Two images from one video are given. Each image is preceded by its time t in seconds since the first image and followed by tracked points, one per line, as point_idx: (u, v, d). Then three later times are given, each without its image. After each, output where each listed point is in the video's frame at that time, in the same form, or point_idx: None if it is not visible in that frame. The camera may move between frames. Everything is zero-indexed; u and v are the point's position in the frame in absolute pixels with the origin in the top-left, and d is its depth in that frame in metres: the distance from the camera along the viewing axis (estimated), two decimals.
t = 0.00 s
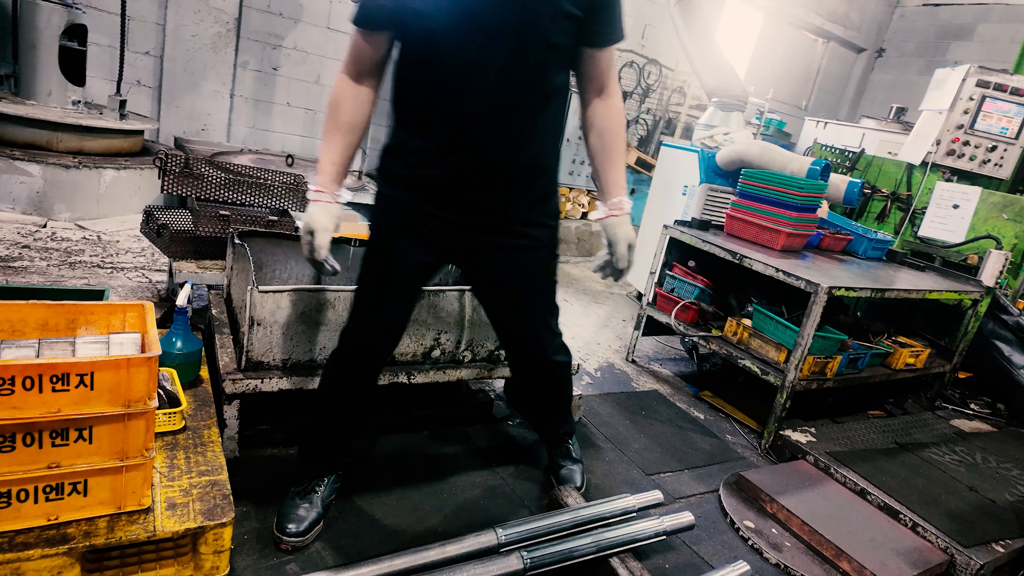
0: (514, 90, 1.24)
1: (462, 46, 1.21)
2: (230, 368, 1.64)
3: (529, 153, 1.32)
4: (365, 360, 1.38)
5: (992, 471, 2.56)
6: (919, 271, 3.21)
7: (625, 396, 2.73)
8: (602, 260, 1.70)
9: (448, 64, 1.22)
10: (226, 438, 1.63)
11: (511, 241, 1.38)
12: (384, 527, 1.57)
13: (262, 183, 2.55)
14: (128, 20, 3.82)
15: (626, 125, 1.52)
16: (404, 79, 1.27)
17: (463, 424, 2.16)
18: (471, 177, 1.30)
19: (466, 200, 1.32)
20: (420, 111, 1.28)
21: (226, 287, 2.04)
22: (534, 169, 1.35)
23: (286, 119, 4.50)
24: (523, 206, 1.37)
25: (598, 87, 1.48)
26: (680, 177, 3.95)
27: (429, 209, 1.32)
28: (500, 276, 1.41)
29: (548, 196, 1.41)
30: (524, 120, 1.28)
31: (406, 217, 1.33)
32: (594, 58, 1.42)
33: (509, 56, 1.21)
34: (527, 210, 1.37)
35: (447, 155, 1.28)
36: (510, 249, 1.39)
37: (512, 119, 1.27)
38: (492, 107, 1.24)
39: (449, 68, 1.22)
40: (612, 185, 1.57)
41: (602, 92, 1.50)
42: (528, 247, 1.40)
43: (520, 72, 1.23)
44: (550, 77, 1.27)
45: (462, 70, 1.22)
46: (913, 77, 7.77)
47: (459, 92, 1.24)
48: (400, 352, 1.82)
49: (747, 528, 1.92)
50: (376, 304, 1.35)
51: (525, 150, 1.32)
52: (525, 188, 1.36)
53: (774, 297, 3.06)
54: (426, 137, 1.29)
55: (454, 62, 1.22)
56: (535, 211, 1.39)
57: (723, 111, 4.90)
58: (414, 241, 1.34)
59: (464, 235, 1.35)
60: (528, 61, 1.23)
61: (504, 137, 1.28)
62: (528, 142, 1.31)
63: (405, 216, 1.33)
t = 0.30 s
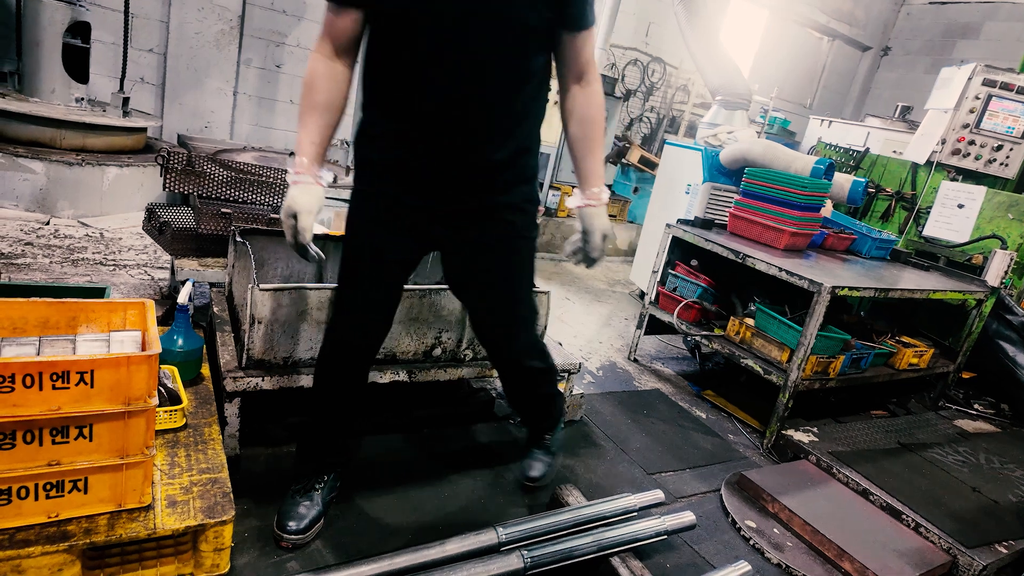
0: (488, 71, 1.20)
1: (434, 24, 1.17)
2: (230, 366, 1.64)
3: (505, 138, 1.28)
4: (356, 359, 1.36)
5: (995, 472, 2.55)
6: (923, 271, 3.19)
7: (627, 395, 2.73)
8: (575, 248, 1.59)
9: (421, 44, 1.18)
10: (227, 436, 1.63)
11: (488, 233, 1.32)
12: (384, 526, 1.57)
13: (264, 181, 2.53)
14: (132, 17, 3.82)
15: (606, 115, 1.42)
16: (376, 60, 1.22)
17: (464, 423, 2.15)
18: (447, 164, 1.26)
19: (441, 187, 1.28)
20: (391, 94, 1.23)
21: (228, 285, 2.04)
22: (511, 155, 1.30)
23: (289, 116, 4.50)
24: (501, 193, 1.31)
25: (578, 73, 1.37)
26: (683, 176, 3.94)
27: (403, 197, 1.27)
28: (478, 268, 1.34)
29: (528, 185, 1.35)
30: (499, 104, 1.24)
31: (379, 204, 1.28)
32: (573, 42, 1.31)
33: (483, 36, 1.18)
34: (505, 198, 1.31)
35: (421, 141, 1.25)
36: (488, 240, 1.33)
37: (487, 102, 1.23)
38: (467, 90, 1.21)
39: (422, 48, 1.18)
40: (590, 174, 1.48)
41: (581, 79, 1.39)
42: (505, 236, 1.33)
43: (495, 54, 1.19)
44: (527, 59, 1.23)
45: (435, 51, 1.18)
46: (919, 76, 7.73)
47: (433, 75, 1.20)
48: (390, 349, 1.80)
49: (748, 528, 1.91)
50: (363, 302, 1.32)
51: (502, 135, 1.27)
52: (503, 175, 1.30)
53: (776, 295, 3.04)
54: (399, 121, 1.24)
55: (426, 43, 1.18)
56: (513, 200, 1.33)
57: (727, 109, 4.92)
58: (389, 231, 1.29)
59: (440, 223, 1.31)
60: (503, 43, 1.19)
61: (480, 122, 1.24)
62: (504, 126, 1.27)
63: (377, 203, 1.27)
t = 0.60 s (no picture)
0: (482, 62, 1.16)
1: (426, 13, 1.12)
2: (232, 365, 1.65)
3: (499, 129, 1.24)
4: (356, 359, 1.35)
5: (997, 471, 2.54)
6: (926, 270, 3.18)
7: (629, 393, 2.73)
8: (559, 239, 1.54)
9: (411, 34, 1.14)
10: (228, 435, 1.63)
11: (481, 228, 1.28)
12: (386, 526, 1.57)
13: (266, 179, 2.52)
14: (133, 15, 3.81)
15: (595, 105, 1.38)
16: (365, 50, 1.19)
17: (467, 422, 2.16)
18: (439, 156, 1.22)
19: (433, 181, 1.24)
20: (382, 85, 1.19)
21: (229, 283, 2.04)
22: (505, 147, 1.26)
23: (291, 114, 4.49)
24: (494, 187, 1.26)
25: (567, 62, 1.33)
26: (684, 174, 3.94)
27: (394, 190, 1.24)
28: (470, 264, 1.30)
29: (522, 178, 1.31)
30: (493, 95, 1.20)
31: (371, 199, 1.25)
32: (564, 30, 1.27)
33: (477, 26, 1.14)
34: (499, 191, 1.26)
35: (412, 134, 1.21)
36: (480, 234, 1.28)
37: (481, 94, 1.19)
38: (459, 81, 1.17)
39: (412, 38, 1.14)
40: (576, 163, 1.42)
41: (569, 68, 1.34)
42: (498, 230, 1.28)
43: (488, 44, 1.15)
44: (521, 48, 1.19)
45: (427, 41, 1.14)
46: (922, 73, 7.68)
47: (424, 65, 1.16)
48: (387, 348, 1.79)
49: (750, 527, 1.91)
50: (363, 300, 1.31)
51: (496, 127, 1.23)
52: (497, 168, 1.25)
53: (778, 294, 3.02)
54: (390, 114, 1.21)
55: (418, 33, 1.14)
56: (508, 194, 1.28)
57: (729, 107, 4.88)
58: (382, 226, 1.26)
59: (432, 217, 1.27)
60: (498, 33, 1.15)
61: (473, 113, 1.20)
62: (497, 117, 1.22)
63: (370, 199, 1.25)
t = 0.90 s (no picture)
0: (481, 58, 1.13)
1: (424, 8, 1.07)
2: (234, 365, 1.65)
3: (495, 125, 1.21)
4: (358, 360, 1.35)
5: (1001, 472, 2.54)
6: (930, 269, 3.17)
7: (631, 393, 2.72)
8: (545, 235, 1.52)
9: (406, 28, 1.09)
10: (230, 435, 1.63)
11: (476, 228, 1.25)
12: (388, 527, 1.57)
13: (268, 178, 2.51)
14: (135, 13, 3.80)
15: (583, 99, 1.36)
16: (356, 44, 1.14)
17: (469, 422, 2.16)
18: (435, 153, 1.19)
19: (431, 179, 1.21)
20: (374, 79, 1.15)
21: (231, 283, 2.04)
22: (500, 144, 1.23)
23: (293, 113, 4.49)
24: (489, 183, 1.23)
25: (557, 56, 1.31)
26: (687, 174, 3.93)
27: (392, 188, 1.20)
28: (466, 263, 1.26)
29: (517, 175, 1.29)
30: (490, 91, 1.17)
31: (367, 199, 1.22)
32: (556, 23, 1.24)
33: (477, 21, 1.09)
34: (496, 188, 1.24)
35: (408, 131, 1.18)
36: (472, 230, 1.25)
37: (479, 90, 1.16)
38: (457, 76, 1.13)
39: (408, 33, 1.10)
40: (564, 159, 1.40)
41: (559, 62, 1.33)
42: (496, 231, 1.26)
43: (486, 39, 1.11)
44: (518, 42, 1.16)
45: (424, 37, 1.09)
46: (925, 71, 7.61)
47: (420, 61, 1.11)
48: (381, 348, 1.78)
49: (752, 528, 1.90)
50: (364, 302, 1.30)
51: (492, 124, 1.20)
52: (493, 164, 1.23)
53: (780, 293, 3.01)
54: (384, 111, 1.17)
55: (414, 28, 1.09)
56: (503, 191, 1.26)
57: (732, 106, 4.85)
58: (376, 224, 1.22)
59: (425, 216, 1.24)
60: (497, 28, 1.11)
61: (470, 109, 1.17)
62: (494, 113, 1.19)
63: (367, 198, 1.21)
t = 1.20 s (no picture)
0: (481, 55, 1.09)
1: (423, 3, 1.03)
2: (235, 367, 1.64)
3: (493, 124, 1.18)
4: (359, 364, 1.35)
5: (1005, 474, 2.53)
6: (933, 270, 3.16)
7: (633, 394, 2.72)
8: (536, 237, 1.49)
9: (405, 24, 1.05)
10: (231, 437, 1.63)
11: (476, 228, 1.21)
12: (389, 529, 1.57)
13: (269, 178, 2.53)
14: (137, 12, 3.80)
15: (575, 97, 1.35)
16: (352, 39, 1.09)
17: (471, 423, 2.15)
18: (434, 152, 1.16)
19: (431, 178, 1.17)
20: (369, 75, 1.11)
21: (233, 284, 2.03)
22: (497, 143, 1.20)
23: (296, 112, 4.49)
24: (486, 183, 1.20)
25: (550, 54, 1.29)
26: (689, 174, 3.92)
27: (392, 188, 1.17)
28: (465, 266, 1.22)
29: (513, 174, 1.26)
30: (489, 89, 1.14)
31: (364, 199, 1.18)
32: (551, 20, 1.22)
33: (478, 18, 1.06)
34: (492, 188, 1.21)
35: (406, 130, 1.14)
36: (472, 231, 1.21)
37: (478, 89, 1.12)
38: (457, 74, 1.09)
39: (408, 29, 1.05)
40: (555, 159, 1.38)
41: (551, 62, 1.31)
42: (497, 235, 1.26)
43: (486, 36, 1.08)
44: (516, 39, 1.13)
45: (423, 34, 1.05)
46: (929, 70, 7.58)
47: (419, 58, 1.07)
48: (381, 350, 1.77)
49: (754, 530, 1.90)
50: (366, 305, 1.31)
51: (489, 122, 1.17)
52: (490, 164, 1.20)
53: (783, 294, 2.99)
54: (381, 109, 1.13)
55: (412, 24, 1.04)
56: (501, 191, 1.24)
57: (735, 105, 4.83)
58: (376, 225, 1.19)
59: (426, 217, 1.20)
60: (498, 24, 1.08)
61: (468, 107, 1.14)
62: (492, 111, 1.16)
63: (366, 199, 1.18)
